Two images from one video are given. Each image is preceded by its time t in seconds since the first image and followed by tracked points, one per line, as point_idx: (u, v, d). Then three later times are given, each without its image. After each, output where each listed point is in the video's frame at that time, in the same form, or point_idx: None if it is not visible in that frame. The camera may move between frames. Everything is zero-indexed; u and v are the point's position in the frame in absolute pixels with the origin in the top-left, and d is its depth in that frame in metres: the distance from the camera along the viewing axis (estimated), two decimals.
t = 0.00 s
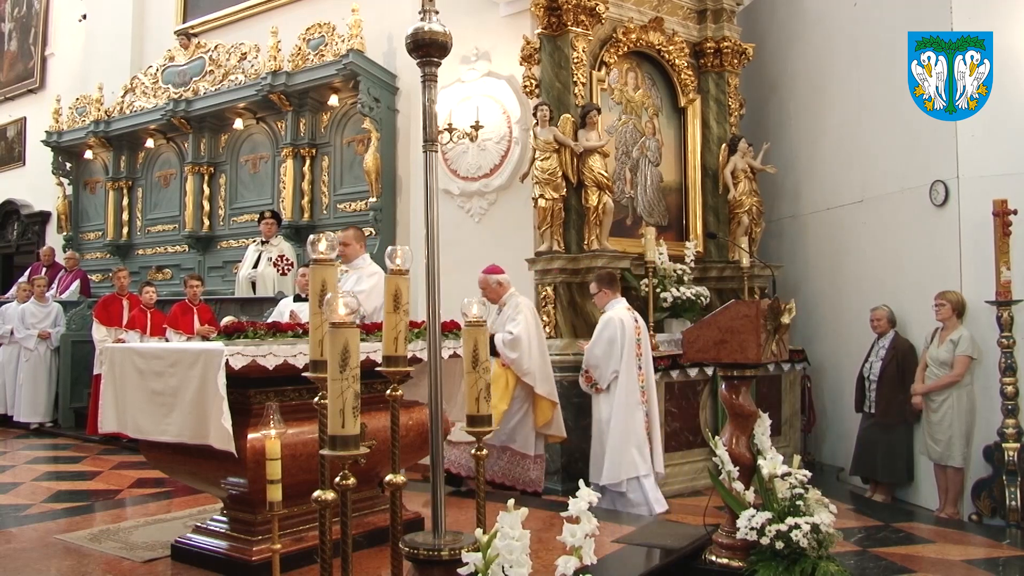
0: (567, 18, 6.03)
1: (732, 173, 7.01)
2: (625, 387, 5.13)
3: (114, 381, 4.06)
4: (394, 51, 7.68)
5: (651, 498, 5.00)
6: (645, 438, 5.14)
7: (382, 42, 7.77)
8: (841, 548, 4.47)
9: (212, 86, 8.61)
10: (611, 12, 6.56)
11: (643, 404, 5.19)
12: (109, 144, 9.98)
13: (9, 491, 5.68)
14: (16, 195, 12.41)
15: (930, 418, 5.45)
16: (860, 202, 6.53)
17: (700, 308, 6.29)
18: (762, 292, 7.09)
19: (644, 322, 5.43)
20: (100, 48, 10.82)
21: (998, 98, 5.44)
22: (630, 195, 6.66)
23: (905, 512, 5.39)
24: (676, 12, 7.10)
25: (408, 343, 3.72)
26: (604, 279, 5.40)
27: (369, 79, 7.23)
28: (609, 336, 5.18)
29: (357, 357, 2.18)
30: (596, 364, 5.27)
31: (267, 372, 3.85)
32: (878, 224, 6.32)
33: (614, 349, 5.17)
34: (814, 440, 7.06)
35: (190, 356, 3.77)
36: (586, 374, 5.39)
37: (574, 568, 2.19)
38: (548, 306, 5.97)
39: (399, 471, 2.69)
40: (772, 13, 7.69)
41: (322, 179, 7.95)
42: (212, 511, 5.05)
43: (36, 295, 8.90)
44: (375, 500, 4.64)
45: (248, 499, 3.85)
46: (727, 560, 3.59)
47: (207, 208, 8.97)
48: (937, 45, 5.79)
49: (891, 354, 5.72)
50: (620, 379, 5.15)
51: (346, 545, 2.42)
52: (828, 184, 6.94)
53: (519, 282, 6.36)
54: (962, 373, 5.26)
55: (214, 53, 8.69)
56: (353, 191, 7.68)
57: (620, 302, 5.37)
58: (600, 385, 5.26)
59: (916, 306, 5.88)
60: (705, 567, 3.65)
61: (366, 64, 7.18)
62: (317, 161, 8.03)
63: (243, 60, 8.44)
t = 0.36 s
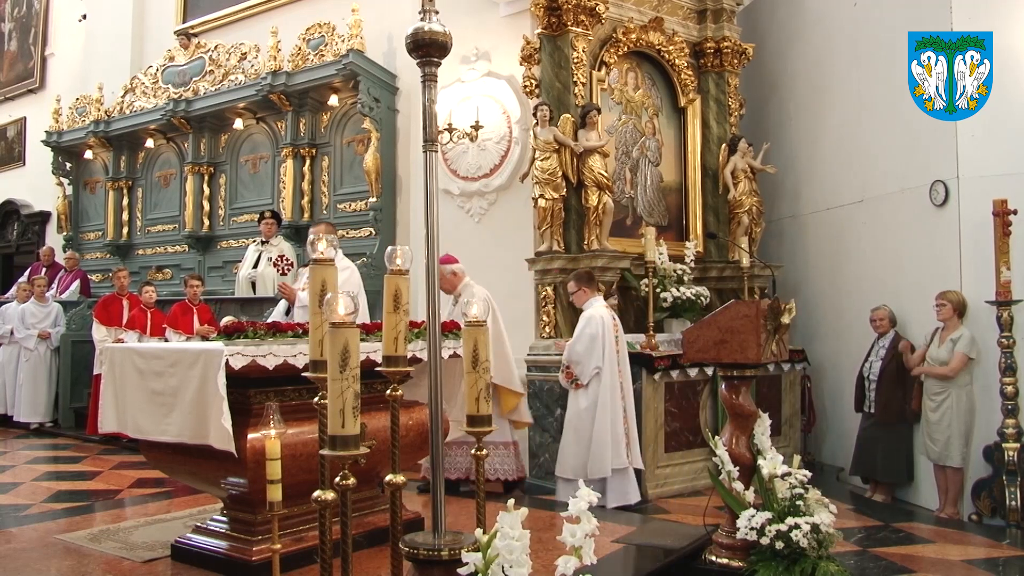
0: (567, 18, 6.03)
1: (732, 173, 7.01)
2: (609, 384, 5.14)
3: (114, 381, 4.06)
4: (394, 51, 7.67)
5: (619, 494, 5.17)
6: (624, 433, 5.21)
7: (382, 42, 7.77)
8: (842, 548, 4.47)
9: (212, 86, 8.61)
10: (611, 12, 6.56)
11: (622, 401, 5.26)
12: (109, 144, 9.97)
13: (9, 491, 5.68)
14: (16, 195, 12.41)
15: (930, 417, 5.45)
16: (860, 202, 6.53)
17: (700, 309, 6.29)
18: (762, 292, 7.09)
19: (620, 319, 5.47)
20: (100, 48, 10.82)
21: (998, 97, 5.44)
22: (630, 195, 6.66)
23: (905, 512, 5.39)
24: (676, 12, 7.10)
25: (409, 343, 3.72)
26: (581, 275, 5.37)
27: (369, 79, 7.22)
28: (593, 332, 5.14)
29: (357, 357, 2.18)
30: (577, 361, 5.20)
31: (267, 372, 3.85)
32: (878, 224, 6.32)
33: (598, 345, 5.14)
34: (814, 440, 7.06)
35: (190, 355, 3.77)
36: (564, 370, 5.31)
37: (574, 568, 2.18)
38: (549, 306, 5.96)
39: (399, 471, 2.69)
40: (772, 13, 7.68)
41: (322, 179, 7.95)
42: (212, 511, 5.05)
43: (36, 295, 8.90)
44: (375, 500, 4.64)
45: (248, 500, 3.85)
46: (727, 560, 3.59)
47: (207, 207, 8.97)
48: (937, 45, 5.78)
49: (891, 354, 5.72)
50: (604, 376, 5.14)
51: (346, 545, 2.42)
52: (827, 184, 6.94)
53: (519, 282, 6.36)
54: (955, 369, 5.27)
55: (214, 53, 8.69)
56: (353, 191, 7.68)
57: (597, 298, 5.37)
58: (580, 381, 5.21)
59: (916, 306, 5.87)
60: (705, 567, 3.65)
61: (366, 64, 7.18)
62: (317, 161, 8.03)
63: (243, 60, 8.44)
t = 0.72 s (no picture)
0: (567, 18, 6.03)
1: (732, 173, 7.01)
2: (582, 385, 5.24)
3: (115, 381, 4.06)
4: (394, 51, 7.67)
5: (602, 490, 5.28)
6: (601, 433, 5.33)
7: (382, 42, 7.77)
8: (841, 548, 4.47)
9: (212, 86, 8.61)
10: (611, 12, 6.56)
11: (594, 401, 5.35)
12: (109, 144, 9.97)
13: (9, 491, 5.68)
14: (16, 195, 12.41)
15: (928, 416, 5.46)
16: (861, 202, 6.53)
17: (700, 309, 6.29)
18: (763, 292, 7.09)
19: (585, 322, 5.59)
20: (100, 48, 10.81)
21: (999, 98, 5.44)
22: (630, 195, 6.66)
23: (905, 512, 5.39)
24: (676, 12, 7.10)
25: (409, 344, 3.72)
26: (545, 280, 5.45)
27: (369, 78, 7.22)
28: (563, 336, 5.24)
29: (357, 357, 2.18)
30: (549, 367, 5.30)
31: (267, 372, 3.85)
32: (878, 224, 6.31)
33: (568, 349, 5.25)
34: (814, 440, 7.06)
35: (190, 356, 3.77)
36: (533, 376, 5.37)
37: (574, 568, 2.18)
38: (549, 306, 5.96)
39: (398, 471, 2.69)
40: (772, 13, 7.68)
41: (322, 179, 7.95)
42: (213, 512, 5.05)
43: (36, 295, 8.90)
44: (375, 500, 4.65)
45: (248, 500, 3.85)
46: (727, 560, 3.59)
47: (207, 208, 8.97)
48: (937, 45, 5.78)
49: (890, 353, 5.71)
50: (576, 378, 5.24)
51: (346, 545, 2.42)
52: (828, 184, 6.94)
53: (520, 281, 6.36)
54: (948, 365, 5.32)
55: (215, 53, 8.69)
56: (353, 191, 7.68)
57: (563, 303, 5.48)
58: (552, 385, 5.29)
59: (916, 306, 5.87)
60: (705, 567, 3.65)
61: (366, 64, 7.18)
62: (317, 161, 8.03)
63: (243, 60, 8.44)
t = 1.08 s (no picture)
0: (566, 18, 6.03)
1: (732, 173, 7.01)
2: (554, 384, 5.30)
3: (115, 381, 4.07)
4: (394, 51, 7.67)
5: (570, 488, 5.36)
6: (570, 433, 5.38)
7: (383, 42, 7.77)
8: (842, 548, 4.47)
9: (212, 86, 8.61)
10: (611, 12, 6.55)
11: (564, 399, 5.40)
12: (109, 144, 9.97)
13: (9, 491, 5.67)
14: (15, 195, 12.41)
15: (927, 416, 5.45)
16: (860, 202, 6.53)
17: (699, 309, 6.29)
18: (763, 292, 7.09)
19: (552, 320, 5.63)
20: (100, 48, 10.81)
21: (998, 98, 5.45)
22: (630, 195, 6.66)
23: (905, 512, 5.39)
24: (676, 12, 7.10)
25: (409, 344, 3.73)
26: (514, 279, 5.32)
27: (369, 78, 7.22)
28: (535, 336, 5.26)
29: (357, 357, 2.18)
30: (520, 364, 5.30)
31: (267, 372, 3.85)
32: (878, 224, 6.31)
33: (540, 348, 5.27)
34: (814, 440, 7.06)
35: (190, 355, 3.77)
36: (505, 374, 5.39)
37: (574, 568, 2.18)
38: (549, 306, 5.96)
39: (399, 471, 2.69)
40: (772, 13, 7.68)
41: (322, 179, 7.95)
42: (213, 512, 5.05)
43: (37, 295, 8.91)
44: (375, 500, 4.66)
45: (248, 500, 3.85)
46: (727, 560, 3.59)
47: (207, 208, 8.97)
48: (936, 45, 5.79)
49: (890, 354, 5.71)
50: (548, 377, 5.28)
51: (346, 545, 2.42)
52: (827, 184, 6.94)
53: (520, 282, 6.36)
54: (950, 367, 5.30)
55: (215, 53, 8.69)
56: (353, 191, 7.68)
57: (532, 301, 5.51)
58: (524, 383, 5.32)
59: (917, 306, 5.87)
60: (705, 567, 3.65)
61: (366, 64, 7.18)
62: (317, 161, 8.03)
63: (243, 60, 8.44)
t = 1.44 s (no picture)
0: (568, 18, 6.02)
1: (733, 173, 6.99)
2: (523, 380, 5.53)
3: (117, 381, 4.07)
4: (395, 51, 7.67)
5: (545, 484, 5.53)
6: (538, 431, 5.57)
7: (384, 42, 7.77)
8: (843, 549, 4.47)
9: (213, 86, 8.61)
10: (612, 12, 6.55)
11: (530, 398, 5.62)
12: (110, 144, 9.97)
13: (11, 491, 5.68)
14: (17, 195, 12.41)
15: (929, 417, 5.44)
16: (862, 202, 6.52)
17: (701, 309, 6.28)
18: (764, 292, 7.09)
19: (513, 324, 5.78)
20: (102, 48, 10.80)
21: (999, 98, 5.45)
22: (631, 195, 6.66)
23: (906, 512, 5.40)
24: (677, 12, 7.10)
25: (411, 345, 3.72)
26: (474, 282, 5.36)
27: (370, 79, 7.22)
28: (505, 334, 5.47)
29: (358, 357, 2.18)
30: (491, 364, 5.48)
31: (267, 372, 3.85)
32: (880, 225, 6.31)
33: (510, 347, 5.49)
34: (815, 441, 7.06)
35: (191, 355, 3.77)
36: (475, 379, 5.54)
37: (575, 568, 2.18)
38: (550, 306, 5.95)
39: (399, 471, 2.69)
40: (773, 13, 7.67)
41: (324, 179, 7.95)
42: (214, 512, 5.05)
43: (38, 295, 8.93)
44: (376, 501, 4.67)
45: (249, 500, 3.86)
46: (728, 560, 3.58)
47: (208, 208, 8.96)
48: (936, 45, 5.78)
49: (891, 355, 5.70)
50: (518, 373, 5.51)
51: (347, 545, 2.42)
52: (828, 184, 6.94)
53: (521, 282, 6.36)
54: (951, 368, 5.30)
55: (215, 53, 8.70)
56: (354, 191, 7.67)
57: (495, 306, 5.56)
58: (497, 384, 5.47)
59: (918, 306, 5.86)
60: (706, 567, 3.65)
61: (367, 64, 7.18)
62: (318, 161, 8.03)
63: (244, 60, 8.44)
